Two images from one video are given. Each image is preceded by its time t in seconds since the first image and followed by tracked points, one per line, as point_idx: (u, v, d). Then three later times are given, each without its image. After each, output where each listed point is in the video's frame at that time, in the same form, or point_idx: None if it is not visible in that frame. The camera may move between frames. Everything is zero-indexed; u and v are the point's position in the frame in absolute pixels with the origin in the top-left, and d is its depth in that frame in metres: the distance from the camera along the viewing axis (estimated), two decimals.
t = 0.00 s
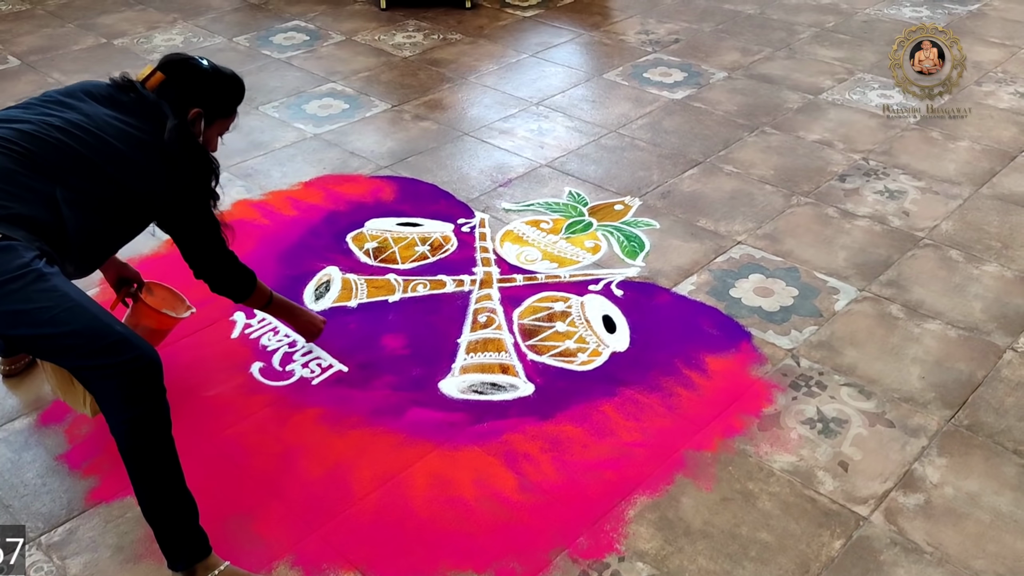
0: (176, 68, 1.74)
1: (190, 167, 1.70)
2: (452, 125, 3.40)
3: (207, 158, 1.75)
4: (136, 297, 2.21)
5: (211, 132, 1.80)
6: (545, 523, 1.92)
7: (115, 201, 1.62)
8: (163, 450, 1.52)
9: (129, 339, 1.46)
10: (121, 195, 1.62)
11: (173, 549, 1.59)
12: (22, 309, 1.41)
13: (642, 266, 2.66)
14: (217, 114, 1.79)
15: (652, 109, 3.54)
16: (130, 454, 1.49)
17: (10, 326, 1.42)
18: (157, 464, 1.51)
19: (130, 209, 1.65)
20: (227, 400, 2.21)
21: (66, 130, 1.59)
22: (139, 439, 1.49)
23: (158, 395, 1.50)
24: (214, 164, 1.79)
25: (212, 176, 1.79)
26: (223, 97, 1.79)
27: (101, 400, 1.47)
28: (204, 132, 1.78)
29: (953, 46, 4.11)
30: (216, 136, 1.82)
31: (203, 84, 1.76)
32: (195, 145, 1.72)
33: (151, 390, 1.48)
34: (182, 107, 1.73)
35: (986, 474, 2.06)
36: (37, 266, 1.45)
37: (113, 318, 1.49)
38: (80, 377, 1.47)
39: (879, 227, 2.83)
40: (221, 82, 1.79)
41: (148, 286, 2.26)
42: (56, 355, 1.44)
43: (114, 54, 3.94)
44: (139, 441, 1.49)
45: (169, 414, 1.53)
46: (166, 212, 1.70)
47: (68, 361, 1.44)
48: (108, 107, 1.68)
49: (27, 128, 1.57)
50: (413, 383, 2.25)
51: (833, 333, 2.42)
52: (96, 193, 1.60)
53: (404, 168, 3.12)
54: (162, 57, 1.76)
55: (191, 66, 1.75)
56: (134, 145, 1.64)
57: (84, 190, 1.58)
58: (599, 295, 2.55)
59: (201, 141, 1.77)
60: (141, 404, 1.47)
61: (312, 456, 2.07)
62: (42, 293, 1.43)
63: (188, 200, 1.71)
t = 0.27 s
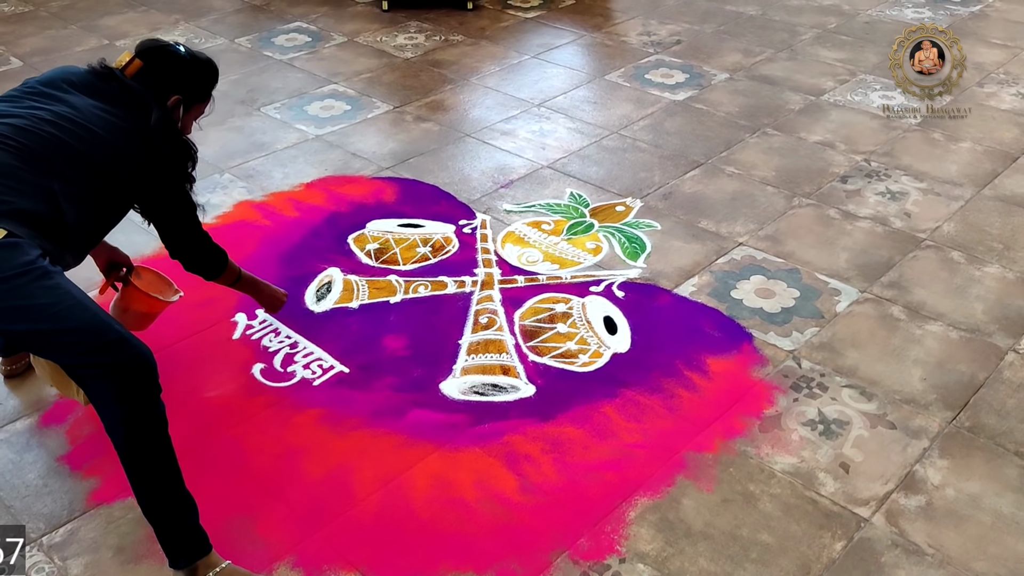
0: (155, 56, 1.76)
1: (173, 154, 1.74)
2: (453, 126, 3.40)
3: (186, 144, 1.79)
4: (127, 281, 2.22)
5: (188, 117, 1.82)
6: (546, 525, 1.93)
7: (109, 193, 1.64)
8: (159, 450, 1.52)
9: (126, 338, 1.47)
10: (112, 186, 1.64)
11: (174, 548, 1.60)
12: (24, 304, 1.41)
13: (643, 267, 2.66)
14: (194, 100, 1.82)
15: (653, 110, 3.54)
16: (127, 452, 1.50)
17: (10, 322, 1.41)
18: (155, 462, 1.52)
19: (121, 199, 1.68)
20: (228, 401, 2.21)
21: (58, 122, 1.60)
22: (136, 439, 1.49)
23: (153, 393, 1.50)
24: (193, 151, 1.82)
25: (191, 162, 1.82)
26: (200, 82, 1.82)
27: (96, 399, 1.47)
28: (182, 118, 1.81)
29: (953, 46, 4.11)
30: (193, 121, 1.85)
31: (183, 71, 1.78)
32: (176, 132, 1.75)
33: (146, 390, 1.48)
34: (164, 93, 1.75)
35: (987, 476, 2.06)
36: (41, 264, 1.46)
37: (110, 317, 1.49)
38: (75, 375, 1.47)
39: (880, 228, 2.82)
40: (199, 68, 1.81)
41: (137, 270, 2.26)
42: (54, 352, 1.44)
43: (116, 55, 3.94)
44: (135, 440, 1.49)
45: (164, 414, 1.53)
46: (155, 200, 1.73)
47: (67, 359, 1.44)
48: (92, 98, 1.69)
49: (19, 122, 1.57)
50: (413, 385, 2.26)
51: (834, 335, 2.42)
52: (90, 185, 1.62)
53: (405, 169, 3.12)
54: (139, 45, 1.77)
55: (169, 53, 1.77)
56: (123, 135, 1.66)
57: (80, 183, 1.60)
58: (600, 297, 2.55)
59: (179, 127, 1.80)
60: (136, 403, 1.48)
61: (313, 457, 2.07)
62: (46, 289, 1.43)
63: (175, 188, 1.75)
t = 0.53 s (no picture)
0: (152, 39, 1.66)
1: (171, 140, 1.65)
2: (456, 124, 3.39)
3: (186, 130, 1.69)
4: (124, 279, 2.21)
5: (192, 102, 1.72)
6: (548, 523, 1.93)
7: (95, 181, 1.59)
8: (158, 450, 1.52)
9: (124, 337, 1.46)
10: (100, 172, 1.58)
11: (174, 548, 1.60)
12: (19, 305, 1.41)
13: (646, 266, 2.66)
14: (197, 83, 1.71)
15: (656, 108, 3.53)
16: (126, 452, 1.50)
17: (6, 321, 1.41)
18: (154, 463, 1.52)
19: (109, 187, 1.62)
20: (230, 399, 2.21)
21: (41, 104, 1.54)
22: (135, 439, 1.50)
23: (151, 393, 1.50)
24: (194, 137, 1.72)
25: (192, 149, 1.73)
26: (202, 65, 1.71)
27: (94, 398, 1.47)
28: (185, 102, 1.70)
29: (953, 46, 4.07)
30: (197, 106, 1.74)
31: (183, 54, 1.67)
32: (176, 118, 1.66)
33: (145, 390, 1.48)
34: (163, 77, 1.65)
35: (990, 474, 2.05)
36: (37, 264, 1.46)
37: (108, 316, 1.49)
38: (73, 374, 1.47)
39: (884, 226, 2.82)
40: (202, 52, 1.71)
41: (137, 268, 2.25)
42: (52, 352, 1.44)
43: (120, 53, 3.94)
44: (133, 440, 1.49)
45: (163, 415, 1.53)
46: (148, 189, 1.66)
47: (65, 359, 1.44)
48: (84, 80, 1.62)
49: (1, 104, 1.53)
50: (416, 383, 2.26)
51: (838, 333, 2.42)
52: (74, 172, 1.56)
53: (408, 167, 3.12)
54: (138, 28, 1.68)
55: (167, 37, 1.67)
56: (111, 117, 1.59)
57: (63, 170, 1.55)
58: (603, 295, 2.55)
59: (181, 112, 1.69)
60: (135, 403, 1.48)
61: (315, 456, 2.07)
62: (43, 290, 1.43)
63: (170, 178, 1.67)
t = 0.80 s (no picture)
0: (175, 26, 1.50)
1: (194, 136, 1.50)
2: (457, 122, 3.39)
3: (211, 124, 1.51)
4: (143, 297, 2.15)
5: (221, 92, 1.54)
6: (547, 520, 1.93)
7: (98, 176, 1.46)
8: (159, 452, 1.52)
9: (126, 344, 1.44)
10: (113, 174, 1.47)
11: (174, 553, 1.61)
12: (14, 313, 1.36)
13: (646, 263, 2.66)
14: (225, 72, 1.53)
15: (657, 105, 3.53)
16: (127, 454, 1.51)
17: (7, 327, 1.37)
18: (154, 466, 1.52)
19: (116, 183, 1.49)
20: (231, 397, 2.22)
21: (46, 91, 1.43)
22: (138, 444, 1.50)
23: (153, 399, 1.49)
24: (221, 132, 1.54)
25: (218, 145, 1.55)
26: (232, 52, 1.53)
27: (96, 401, 1.47)
28: (213, 92, 1.53)
29: (953, 46, 4.04)
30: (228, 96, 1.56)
31: (209, 40, 1.50)
32: (200, 111, 1.49)
33: (148, 396, 1.48)
34: (186, 65, 1.49)
35: (990, 471, 2.05)
36: (33, 267, 1.39)
37: (111, 319, 1.46)
38: (76, 377, 1.46)
39: (885, 223, 2.82)
40: (232, 37, 1.53)
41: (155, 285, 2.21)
42: (55, 359, 1.42)
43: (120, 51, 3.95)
44: (132, 443, 1.49)
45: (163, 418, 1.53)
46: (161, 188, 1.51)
47: (68, 364, 1.43)
48: (102, 67, 1.50)
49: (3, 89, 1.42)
50: (416, 380, 2.26)
51: (838, 330, 2.42)
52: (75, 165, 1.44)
53: (409, 165, 3.12)
54: (161, 14, 1.52)
55: (192, 21, 1.50)
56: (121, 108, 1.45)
57: (64, 163, 1.43)
58: (603, 292, 2.55)
59: (208, 103, 1.52)
60: (135, 408, 1.47)
61: (315, 453, 2.08)
62: (40, 296, 1.38)
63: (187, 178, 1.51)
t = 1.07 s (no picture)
0: (216, 52, 1.60)
1: (225, 164, 1.57)
2: (454, 122, 3.40)
3: (246, 151, 1.60)
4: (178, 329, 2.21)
5: (259, 123, 1.66)
6: (546, 519, 1.93)
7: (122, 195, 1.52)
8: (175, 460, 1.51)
9: (144, 352, 1.43)
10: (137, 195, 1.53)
11: (176, 554, 1.61)
12: (28, 325, 1.39)
13: (643, 262, 2.66)
14: (263, 104, 1.65)
15: (654, 105, 3.54)
16: (144, 463, 1.50)
17: (22, 338, 1.40)
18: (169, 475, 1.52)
19: (142, 205, 1.55)
20: (229, 397, 2.22)
21: (82, 117, 1.51)
22: (154, 451, 1.49)
23: (172, 410, 1.48)
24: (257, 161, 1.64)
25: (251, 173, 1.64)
26: (270, 82, 1.64)
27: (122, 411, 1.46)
28: (251, 123, 1.64)
29: (953, 46, 4.04)
30: (264, 127, 1.68)
31: (248, 70, 1.60)
32: (231, 138, 1.57)
33: (168, 405, 1.46)
34: (224, 96, 1.59)
35: (987, 469, 2.06)
36: (44, 277, 1.41)
37: (131, 327, 1.46)
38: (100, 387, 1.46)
39: (881, 222, 2.82)
40: (269, 67, 1.64)
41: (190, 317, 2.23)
42: (73, 369, 1.43)
43: (117, 51, 3.95)
44: (151, 452, 1.49)
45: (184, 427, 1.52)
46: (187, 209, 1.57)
47: (87, 373, 1.43)
48: (140, 96, 1.59)
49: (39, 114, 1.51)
50: (414, 379, 2.26)
51: (835, 329, 2.42)
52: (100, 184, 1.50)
53: (406, 165, 3.12)
54: (202, 41, 1.62)
55: (233, 50, 1.61)
56: (152, 130, 1.53)
57: (91, 182, 1.50)
58: (600, 291, 2.55)
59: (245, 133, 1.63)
60: (155, 417, 1.46)
61: (314, 453, 2.08)
62: (52, 308, 1.39)
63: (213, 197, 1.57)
